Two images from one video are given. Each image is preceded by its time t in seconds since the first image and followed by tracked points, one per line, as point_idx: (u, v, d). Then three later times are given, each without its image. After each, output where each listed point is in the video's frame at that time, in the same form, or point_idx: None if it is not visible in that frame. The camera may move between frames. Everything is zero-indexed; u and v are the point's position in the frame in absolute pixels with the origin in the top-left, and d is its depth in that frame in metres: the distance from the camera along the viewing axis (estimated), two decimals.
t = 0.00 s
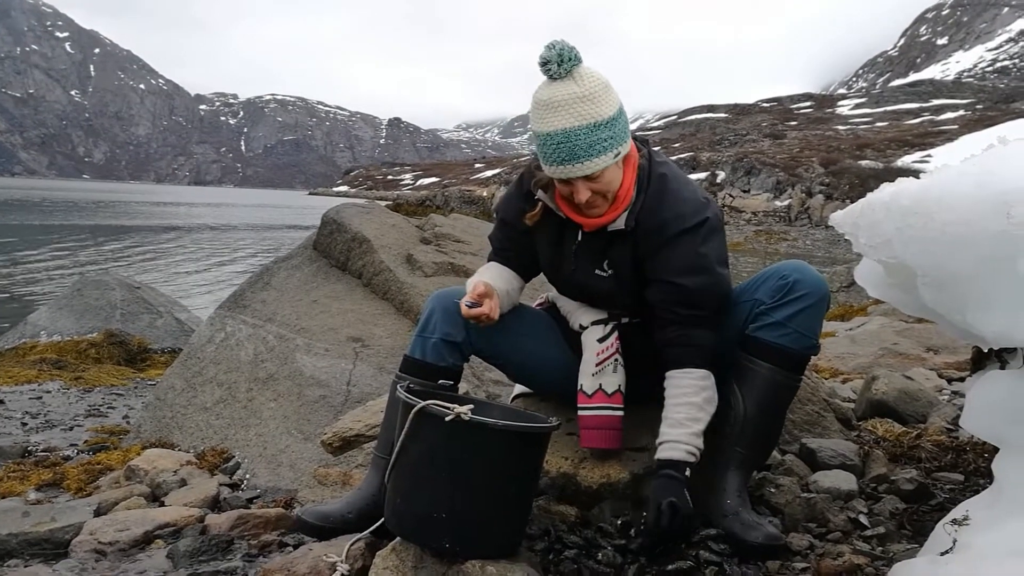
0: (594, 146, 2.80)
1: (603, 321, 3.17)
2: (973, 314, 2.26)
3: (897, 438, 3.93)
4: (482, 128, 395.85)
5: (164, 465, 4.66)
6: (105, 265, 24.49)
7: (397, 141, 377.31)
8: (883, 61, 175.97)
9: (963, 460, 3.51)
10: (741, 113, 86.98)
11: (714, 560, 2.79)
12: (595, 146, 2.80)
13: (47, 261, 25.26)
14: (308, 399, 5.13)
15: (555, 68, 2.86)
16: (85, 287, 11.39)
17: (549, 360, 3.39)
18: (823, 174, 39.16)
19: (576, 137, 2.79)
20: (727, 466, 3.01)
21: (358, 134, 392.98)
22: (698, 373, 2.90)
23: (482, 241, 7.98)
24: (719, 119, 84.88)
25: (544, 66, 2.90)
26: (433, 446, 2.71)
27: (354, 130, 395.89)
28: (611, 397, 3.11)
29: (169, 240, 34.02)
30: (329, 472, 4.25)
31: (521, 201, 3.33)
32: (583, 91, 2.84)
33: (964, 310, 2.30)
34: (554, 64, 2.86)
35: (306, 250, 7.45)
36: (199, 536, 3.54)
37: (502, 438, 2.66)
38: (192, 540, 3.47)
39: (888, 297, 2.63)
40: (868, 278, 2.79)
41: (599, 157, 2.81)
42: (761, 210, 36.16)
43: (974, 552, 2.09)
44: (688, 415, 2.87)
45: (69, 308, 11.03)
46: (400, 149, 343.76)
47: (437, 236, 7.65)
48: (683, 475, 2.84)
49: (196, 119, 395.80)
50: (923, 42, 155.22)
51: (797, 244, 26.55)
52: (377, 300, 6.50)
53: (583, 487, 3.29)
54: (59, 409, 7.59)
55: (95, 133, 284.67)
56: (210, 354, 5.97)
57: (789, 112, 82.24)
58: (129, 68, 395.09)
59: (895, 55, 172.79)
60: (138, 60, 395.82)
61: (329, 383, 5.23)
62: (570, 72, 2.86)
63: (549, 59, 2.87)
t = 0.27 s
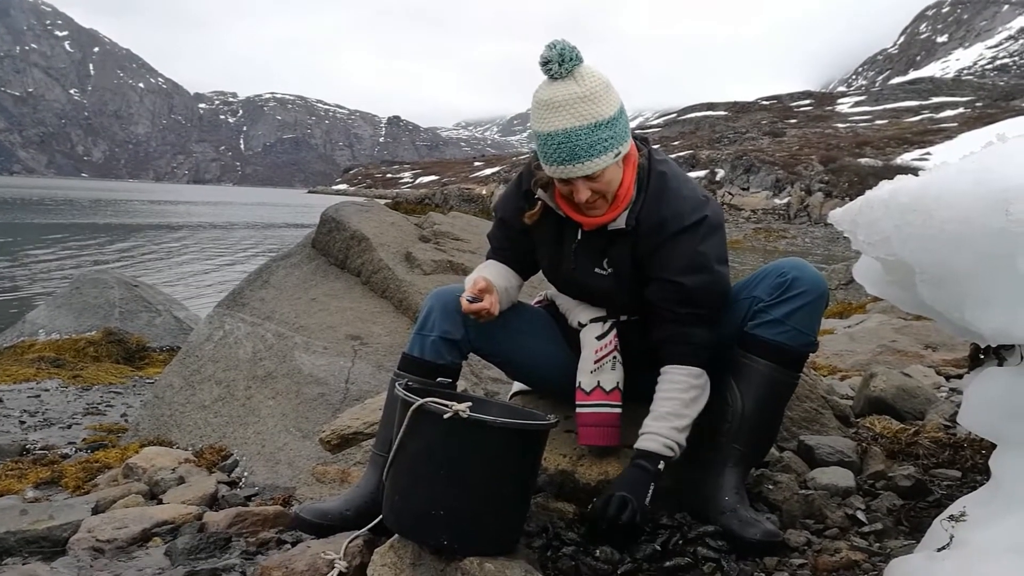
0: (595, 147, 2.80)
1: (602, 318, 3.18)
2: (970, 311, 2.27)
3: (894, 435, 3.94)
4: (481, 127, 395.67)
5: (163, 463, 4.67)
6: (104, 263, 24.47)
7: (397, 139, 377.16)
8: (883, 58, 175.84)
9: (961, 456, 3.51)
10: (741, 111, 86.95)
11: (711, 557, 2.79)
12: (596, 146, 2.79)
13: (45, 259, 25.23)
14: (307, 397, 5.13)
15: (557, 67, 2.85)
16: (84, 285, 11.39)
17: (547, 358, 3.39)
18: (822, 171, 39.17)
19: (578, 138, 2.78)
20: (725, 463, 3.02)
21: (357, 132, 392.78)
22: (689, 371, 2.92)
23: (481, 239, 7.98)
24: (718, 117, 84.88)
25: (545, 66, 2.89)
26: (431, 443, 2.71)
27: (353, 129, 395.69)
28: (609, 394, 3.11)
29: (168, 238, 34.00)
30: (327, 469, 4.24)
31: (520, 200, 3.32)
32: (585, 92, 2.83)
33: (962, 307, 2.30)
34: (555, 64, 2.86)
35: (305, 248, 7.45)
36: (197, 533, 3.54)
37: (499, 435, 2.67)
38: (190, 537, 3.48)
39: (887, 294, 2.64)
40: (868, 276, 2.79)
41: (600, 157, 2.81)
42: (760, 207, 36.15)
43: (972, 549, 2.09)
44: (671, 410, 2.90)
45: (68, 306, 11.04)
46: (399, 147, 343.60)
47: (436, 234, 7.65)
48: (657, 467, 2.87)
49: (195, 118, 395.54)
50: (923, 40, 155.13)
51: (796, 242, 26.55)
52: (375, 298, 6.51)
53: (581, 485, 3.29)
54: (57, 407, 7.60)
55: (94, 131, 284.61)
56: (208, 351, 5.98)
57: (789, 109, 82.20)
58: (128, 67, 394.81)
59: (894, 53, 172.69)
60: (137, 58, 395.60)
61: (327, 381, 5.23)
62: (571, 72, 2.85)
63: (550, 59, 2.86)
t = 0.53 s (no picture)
0: (591, 141, 2.80)
1: (601, 316, 3.18)
2: (970, 308, 2.26)
3: (894, 432, 3.94)
4: (479, 123, 395.29)
5: (163, 461, 4.66)
6: (103, 260, 24.45)
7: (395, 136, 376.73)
8: (881, 55, 175.79)
9: (960, 453, 3.52)
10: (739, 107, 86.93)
11: (712, 554, 2.80)
12: (592, 141, 2.79)
13: (44, 257, 25.21)
14: (307, 394, 5.13)
15: (551, 62, 2.85)
16: (82, 283, 11.37)
17: (547, 355, 3.39)
18: (821, 168, 39.21)
19: (573, 132, 2.78)
20: (724, 461, 3.02)
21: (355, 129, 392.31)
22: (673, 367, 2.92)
23: (480, 236, 7.98)
24: (717, 113, 84.83)
25: (540, 61, 2.89)
26: (432, 440, 2.71)
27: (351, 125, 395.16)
28: (608, 391, 3.11)
29: (167, 235, 33.96)
30: (327, 467, 4.24)
31: (517, 199, 3.32)
32: (580, 87, 2.83)
33: (961, 304, 2.29)
34: (549, 58, 2.85)
35: (304, 245, 7.44)
36: (198, 532, 3.54)
37: (499, 433, 2.67)
38: (192, 535, 3.48)
39: (886, 291, 2.63)
40: (867, 273, 2.79)
41: (595, 151, 2.80)
42: (759, 204, 36.15)
43: (971, 546, 2.09)
44: (649, 406, 2.89)
45: (66, 304, 11.02)
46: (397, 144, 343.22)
47: (435, 231, 7.65)
48: (635, 462, 2.84)
49: (193, 114, 394.85)
50: (921, 36, 155.09)
51: (795, 238, 26.56)
52: (374, 295, 6.51)
53: (581, 482, 3.29)
54: (57, 405, 7.59)
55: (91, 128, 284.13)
56: (208, 349, 5.97)
57: (787, 106, 82.17)
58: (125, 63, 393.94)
59: (893, 49, 172.65)
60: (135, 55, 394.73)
61: (327, 379, 5.23)
62: (566, 66, 2.85)
63: (545, 54, 2.85)
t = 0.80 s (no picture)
0: (602, 113, 2.85)
1: (602, 316, 3.18)
2: (973, 307, 2.25)
3: (897, 432, 3.94)
4: (481, 123, 395.33)
5: (165, 461, 4.67)
6: (105, 261, 24.48)
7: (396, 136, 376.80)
8: (883, 55, 175.67)
9: (963, 454, 3.52)
10: (741, 107, 86.89)
11: (715, 554, 2.80)
12: (603, 113, 2.85)
13: (46, 257, 25.25)
14: (309, 394, 5.13)
15: (576, 36, 2.96)
16: (84, 283, 11.38)
17: (549, 356, 3.39)
18: (823, 168, 39.19)
19: (588, 99, 2.84)
20: (726, 461, 3.02)
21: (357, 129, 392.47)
22: (672, 368, 2.91)
23: (482, 236, 7.98)
24: (719, 113, 84.81)
25: (564, 35, 2.99)
26: (434, 440, 2.72)
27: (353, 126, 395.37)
28: (609, 392, 3.11)
29: (169, 235, 33.99)
30: (330, 467, 4.25)
31: (516, 198, 3.34)
32: (600, 61, 2.92)
33: (964, 303, 2.28)
34: (575, 33, 2.96)
35: (306, 246, 7.44)
36: (200, 531, 3.54)
37: (501, 434, 2.67)
38: (194, 535, 3.48)
39: (889, 291, 2.62)
40: (869, 274, 2.78)
41: (603, 125, 2.85)
42: (761, 204, 36.12)
43: (974, 547, 2.09)
44: (647, 409, 2.88)
45: (69, 304, 11.03)
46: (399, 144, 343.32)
47: (437, 231, 7.65)
48: (635, 468, 2.84)
49: (194, 115, 395.22)
50: (923, 36, 154.95)
51: (797, 238, 26.54)
52: (376, 295, 6.51)
53: (583, 482, 3.30)
54: (59, 405, 7.60)
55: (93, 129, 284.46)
56: (210, 349, 5.98)
57: (789, 106, 82.12)
58: (127, 64, 394.35)
59: (895, 49, 172.51)
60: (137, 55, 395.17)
61: (329, 379, 5.23)
62: (590, 43, 2.96)
63: (571, 27, 2.96)
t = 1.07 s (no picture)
0: (641, 93, 2.96)
1: (604, 318, 3.17)
2: (974, 311, 2.25)
3: (898, 436, 3.93)
4: (482, 126, 395.57)
5: (166, 464, 4.67)
6: (107, 263, 24.52)
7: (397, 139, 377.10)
8: (883, 58, 175.73)
9: (964, 458, 3.51)
10: (742, 110, 86.92)
11: (716, 559, 2.79)
12: (640, 94, 2.95)
13: (47, 259, 25.29)
14: (310, 397, 5.14)
15: (625, 25, 3.10)
16: (85, 285, 11.38)
17: (551, 359, 3.38)
18: (823, 171, 39.20)
19: (634, 75, 2.94)
20: (727, 465, 3.02)
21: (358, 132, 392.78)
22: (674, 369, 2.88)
23: (483, 239, 7.99)
24: (719, 116, 84.82)
25: (612, 23, 3.14)
26: (435, 444, 2.71)
27: (354, 128, 395.68)
28: (611, 395, 3.10)
29: (170, 238, 34.03)
30: (330, 471, 4.23)
31: (522, 194, 3.36)
32: (646, 50, 3.06)
33: (965, 307, 2.28)
34: (623, 22, 3.11)
35: (307, 248, 7.44)
36: (201, 535, 3.54)
37: (502, 438, 2.67)
38: (195, 539, 3.49)
39: (889, 294, 2.62)
40: (868, 277, 2.78)
41: (640, 104, 2.96)
42: (762, 207, 36.12)
43: (973, 552, 2.09)
44: (652, 410, 2.84)
45: (69, 306, 11.02)
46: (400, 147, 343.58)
47: (438, 234, 7.66)
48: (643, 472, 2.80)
49: (196, 117, 395.67)
50: (924, 39, 155.06)
51: (798, 242, 26.55)
52: (378, 298, 6.52)
53: (583, 486, 3.30)
54: (60, 407, 7.59)
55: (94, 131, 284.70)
56: (212, 352, 5.98)
57: (790, 109, 82.18)
58: (129, 66, 394.88)
59: (895, 51, 172.63)
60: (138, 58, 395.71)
61: (330, 382, 5.23)
62: (635, 35, 3.11)
63: (621, 17, 3.12)
